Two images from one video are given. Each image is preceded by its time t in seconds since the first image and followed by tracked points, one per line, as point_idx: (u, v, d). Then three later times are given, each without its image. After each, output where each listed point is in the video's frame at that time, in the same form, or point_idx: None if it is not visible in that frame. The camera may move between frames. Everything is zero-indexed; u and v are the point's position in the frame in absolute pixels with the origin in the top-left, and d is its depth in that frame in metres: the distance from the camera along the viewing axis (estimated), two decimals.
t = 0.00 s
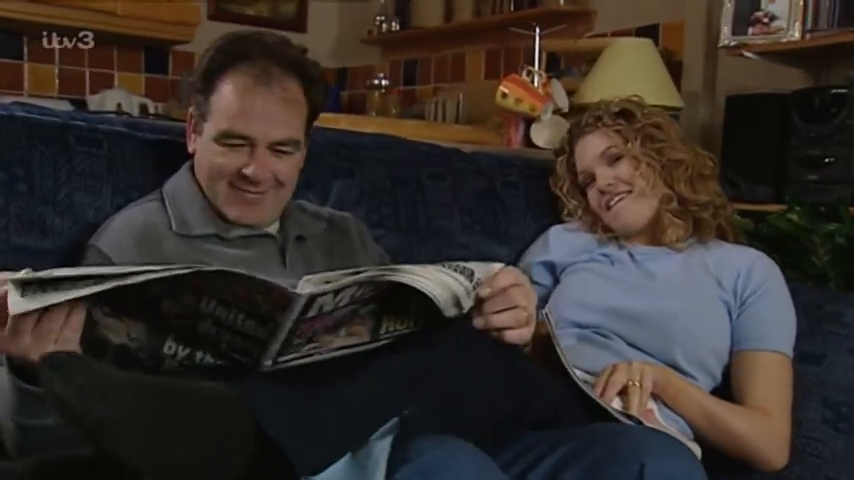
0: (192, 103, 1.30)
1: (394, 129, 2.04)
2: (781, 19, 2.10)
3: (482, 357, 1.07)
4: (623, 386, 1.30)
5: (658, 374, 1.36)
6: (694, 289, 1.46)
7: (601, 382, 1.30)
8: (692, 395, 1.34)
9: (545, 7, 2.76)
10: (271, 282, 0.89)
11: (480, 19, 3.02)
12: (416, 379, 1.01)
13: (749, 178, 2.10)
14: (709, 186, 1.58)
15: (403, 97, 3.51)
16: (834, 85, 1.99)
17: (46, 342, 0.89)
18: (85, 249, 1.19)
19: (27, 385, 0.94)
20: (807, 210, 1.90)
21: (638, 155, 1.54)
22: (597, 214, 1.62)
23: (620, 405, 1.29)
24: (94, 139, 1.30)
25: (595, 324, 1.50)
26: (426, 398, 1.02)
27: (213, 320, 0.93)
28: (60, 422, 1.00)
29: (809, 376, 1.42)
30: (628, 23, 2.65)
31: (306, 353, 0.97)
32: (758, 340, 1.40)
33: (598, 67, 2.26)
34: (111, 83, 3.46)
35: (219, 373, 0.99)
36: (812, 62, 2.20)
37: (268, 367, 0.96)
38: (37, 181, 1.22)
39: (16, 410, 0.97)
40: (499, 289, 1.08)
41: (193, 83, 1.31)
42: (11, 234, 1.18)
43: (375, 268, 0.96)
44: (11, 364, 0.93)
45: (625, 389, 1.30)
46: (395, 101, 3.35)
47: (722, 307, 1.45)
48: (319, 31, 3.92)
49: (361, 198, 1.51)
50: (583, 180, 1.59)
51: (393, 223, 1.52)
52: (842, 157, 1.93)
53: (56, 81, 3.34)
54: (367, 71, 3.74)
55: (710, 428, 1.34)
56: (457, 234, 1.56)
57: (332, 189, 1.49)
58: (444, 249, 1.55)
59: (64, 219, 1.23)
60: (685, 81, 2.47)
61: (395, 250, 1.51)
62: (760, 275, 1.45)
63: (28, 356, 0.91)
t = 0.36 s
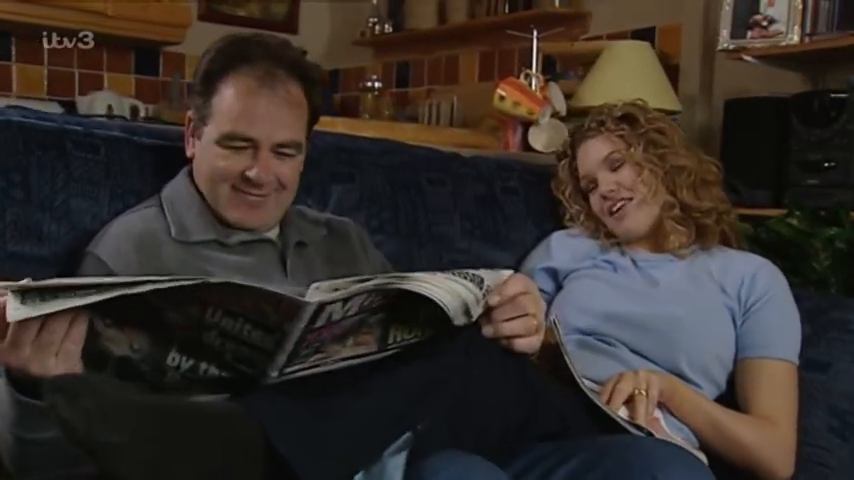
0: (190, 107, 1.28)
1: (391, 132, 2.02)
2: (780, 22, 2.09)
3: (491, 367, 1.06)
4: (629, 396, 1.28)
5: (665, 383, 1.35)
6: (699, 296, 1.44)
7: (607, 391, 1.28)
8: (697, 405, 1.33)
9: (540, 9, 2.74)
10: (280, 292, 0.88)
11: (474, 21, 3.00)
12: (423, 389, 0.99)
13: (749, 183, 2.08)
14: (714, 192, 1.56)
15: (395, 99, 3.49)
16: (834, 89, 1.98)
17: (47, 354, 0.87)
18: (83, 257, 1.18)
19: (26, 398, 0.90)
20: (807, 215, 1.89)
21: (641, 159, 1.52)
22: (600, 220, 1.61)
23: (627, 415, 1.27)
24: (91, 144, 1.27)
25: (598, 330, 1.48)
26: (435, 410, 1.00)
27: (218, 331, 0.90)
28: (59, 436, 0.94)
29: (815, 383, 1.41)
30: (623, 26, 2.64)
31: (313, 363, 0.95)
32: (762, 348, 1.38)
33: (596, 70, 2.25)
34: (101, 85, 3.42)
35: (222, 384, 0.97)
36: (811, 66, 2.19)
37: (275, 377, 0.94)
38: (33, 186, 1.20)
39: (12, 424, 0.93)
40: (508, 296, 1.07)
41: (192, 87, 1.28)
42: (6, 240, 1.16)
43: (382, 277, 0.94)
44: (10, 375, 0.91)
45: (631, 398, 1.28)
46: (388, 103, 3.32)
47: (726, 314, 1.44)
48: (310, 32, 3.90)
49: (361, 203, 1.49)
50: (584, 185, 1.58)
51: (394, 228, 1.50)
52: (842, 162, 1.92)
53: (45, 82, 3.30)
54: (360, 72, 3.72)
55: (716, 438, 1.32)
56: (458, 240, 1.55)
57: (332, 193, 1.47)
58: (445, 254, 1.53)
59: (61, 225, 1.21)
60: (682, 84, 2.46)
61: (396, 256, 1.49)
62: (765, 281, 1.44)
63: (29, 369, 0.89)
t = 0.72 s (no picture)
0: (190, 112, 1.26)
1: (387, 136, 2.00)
2: (776, 26, 2.08)
3: (498, 378, 1.04)
4: (633, 404, 1.27)
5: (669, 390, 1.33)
6: (701, 303, 1.43)
7: (611, 399, 1.27)
8: (702, 414, 1.31)
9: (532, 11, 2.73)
10: (285, 305, 0.87)
11: (466, 23, 2.98)
12: (428, 401, 0.98)
13: (746, 189, 2.06)
14: (717, 198, 1.55)
15: (386, 101, 3.47)
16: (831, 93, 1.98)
17: (44, 366, 0.84)
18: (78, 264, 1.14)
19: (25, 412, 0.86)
20: (804, 219, 1.88)
21: (645, 164, 1.51)
22: (600, 225, 1.60)
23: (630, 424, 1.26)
24: (85, 149, 1.25)
25: (599, 337, 1.47)
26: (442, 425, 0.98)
27: (220, 342, 0.88)
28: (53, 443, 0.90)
29: (817, 391, 1.39)
30: (617, 29, 2.63)
31: (315, 375, 0.95)
32: (765, 355, 1.37)
33: (592, 71, 2.23)
34: (87, 86, 3.38)
35: (222, 397, 0.95)
36: (806, 69, 2.19)
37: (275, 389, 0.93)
38: (26, 192, 1.17)
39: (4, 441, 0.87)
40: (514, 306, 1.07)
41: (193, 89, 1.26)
42: None
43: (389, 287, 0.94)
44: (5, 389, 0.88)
45: (635, 406, 1.27)
46: (379, 106, 3.30)
47: (728, 322, 1.42)
48: (298, 33, 3.87)
49: (359, 208, 1.47)
50: (586, 189, 1.57)
51: (392, 234, 1.48)
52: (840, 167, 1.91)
53: (31, 83, 3.26)
54: (349, 74, 3.69)
55: (720, 447, 1.31)
56: (456, 246, 1.54)
57: (330, 198, 1.45)
58: (443, 261, 1.52)
59: (54, 232, 1.18)
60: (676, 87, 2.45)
61: (395, 262, 1.48)
62: (768, 288, 1.43)
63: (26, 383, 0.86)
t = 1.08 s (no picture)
0: (191, 114, 1.24)
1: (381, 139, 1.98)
2: (771, 29, 2.08)
3: (503, 388, 1.02)
4: (636, 413, 1.26)
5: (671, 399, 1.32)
6: (701, 310, 1.42)
7: (613, 407, 1.26)
8: (704, 422, 1.30)
9: (525, 13, 2.72)
10: (290, 319, 0.85)
11: (457, 24, 2.97)
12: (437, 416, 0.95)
13: (742, 192, 2.06)
14: (717, 203, 1.54)
15: (375, 103, 3.45)
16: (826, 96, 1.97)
17: (41, 381, 0.82)
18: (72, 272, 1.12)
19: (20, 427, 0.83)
20: (801, 223, 1.87)
21: (645, 168, 1.50)
22: (598, 230, 1.59)
23: (633, 432, 1.25)
24: (78, 154, 1.23)
25: (599, 344, 1.45)
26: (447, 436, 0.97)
27: (221, 356, 0.86)
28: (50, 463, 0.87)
29: (820, 398, 1.38)
30: (609, 31, 2.62)
31: (318, 386, 0.94)
32: (767, 363, 1.36)
33: (587, 74, 2.21)
34: (73, 86, 3.34)
35: (221, 408, 0.93)
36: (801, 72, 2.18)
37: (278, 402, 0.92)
38: (18, 198, 1.15)
39: None
40: (521, 316, 1.04)
41: (194, 92, 1.23)
42: None
43: (395, 300, 0.92)
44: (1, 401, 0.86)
45: (638, 414, 1.26)
46: (369, 107, 3.28)
47: (730, 328, 1.41)
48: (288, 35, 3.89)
49: (356, 213, 1.45)
50: (585, 194, 1.55)
51: (389, 239, 1.46)
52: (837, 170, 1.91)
53: (16, 84, 3.21)
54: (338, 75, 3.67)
55: (722, 456, 1.30)
56: (454, 251, 1.53)
57: (327, 202, 1.43)
58: (441, 266, 1.51)
59: (47, 239, 1.16)
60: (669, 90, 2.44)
61: (393, 268, 1.46)
62: (769, 294, 1.41)
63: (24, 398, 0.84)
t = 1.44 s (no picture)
0: (201, 119, 1.21)
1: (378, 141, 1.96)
2: (770, 30, 2.06)
3: (513, 400, 1.01)
4: (642, 420, 1.25)
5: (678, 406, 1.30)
6: (706, 315, 1.40)
7: (620, 414, 1.25)
8: (711, 428, 1.28)
9: (520, 13, 2.70)
10: (300, 335, 0.82)
11: (451, 24, 2.95)
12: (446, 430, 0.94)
13: (741, 195, 2.05)
14: (721, 206, 1.53)
15: (368, 103, 3.43)
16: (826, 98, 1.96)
17: (44, 393, 0.80)
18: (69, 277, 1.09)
19: (20, 438, 0.82)
20: (801, 226, 1.86)
21: (649, 172, 1.48)
22: (601, 234, 1.57)
23: (640, 439, 1.23)
24: (75, 157, 1.20)
25: (604, 350, 1.44)
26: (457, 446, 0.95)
27: (226, 368, 0.84)
28: None
29: (825, 404, 1.37)
30: (605, 32, 2.60)
31: (323, 400, 0.91)
32: (773, 368, 1.35)
33: (585, 76, 2.20)
34: (62, 86, 3.30)
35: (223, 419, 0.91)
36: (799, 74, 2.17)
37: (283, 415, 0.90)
38: (14, 202, 1.12)
39: None
40: (532, 329, 1.03)
41: (207, 98, 1.21)
42: None
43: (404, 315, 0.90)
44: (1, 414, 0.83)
45: (644, 422, 1.25)
46: (362, 108, 3.25)
47: (735, 333, 1.40)
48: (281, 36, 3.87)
49: (356, 216, 1.43)
50: (587, 196, 1.54)
51: (390, 243, 1.44)
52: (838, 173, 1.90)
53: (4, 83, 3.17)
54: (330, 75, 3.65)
55: (729, 462, 1.28)
56: (455, 254, 1.51)
57: (327, 206, 1.41)
58: (442, 271, 1.49)
59: (44, 243, 1.13)
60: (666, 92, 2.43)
61: (394, 272, 1.44)
62: (775, 299, 1.40)
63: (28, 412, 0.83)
